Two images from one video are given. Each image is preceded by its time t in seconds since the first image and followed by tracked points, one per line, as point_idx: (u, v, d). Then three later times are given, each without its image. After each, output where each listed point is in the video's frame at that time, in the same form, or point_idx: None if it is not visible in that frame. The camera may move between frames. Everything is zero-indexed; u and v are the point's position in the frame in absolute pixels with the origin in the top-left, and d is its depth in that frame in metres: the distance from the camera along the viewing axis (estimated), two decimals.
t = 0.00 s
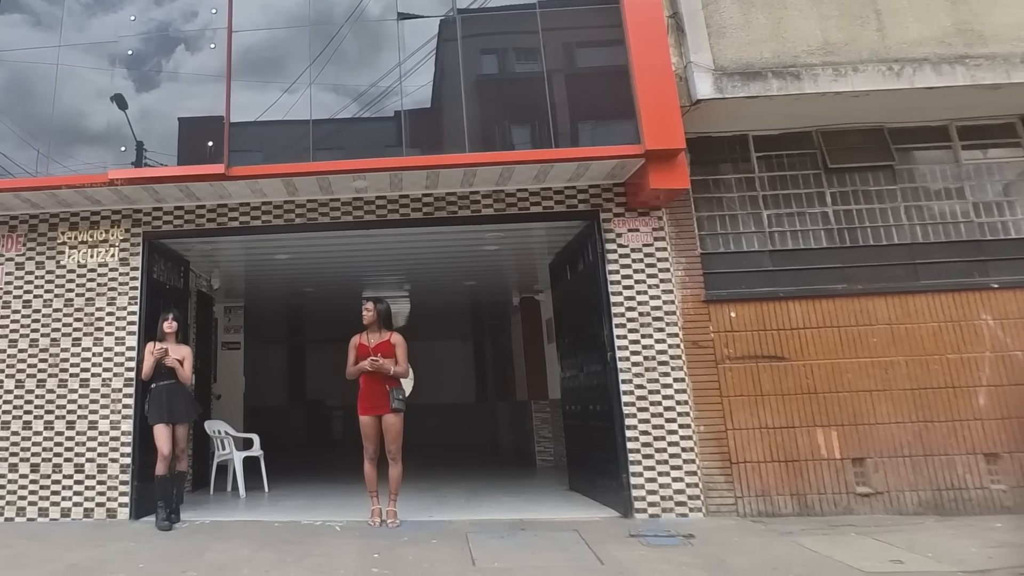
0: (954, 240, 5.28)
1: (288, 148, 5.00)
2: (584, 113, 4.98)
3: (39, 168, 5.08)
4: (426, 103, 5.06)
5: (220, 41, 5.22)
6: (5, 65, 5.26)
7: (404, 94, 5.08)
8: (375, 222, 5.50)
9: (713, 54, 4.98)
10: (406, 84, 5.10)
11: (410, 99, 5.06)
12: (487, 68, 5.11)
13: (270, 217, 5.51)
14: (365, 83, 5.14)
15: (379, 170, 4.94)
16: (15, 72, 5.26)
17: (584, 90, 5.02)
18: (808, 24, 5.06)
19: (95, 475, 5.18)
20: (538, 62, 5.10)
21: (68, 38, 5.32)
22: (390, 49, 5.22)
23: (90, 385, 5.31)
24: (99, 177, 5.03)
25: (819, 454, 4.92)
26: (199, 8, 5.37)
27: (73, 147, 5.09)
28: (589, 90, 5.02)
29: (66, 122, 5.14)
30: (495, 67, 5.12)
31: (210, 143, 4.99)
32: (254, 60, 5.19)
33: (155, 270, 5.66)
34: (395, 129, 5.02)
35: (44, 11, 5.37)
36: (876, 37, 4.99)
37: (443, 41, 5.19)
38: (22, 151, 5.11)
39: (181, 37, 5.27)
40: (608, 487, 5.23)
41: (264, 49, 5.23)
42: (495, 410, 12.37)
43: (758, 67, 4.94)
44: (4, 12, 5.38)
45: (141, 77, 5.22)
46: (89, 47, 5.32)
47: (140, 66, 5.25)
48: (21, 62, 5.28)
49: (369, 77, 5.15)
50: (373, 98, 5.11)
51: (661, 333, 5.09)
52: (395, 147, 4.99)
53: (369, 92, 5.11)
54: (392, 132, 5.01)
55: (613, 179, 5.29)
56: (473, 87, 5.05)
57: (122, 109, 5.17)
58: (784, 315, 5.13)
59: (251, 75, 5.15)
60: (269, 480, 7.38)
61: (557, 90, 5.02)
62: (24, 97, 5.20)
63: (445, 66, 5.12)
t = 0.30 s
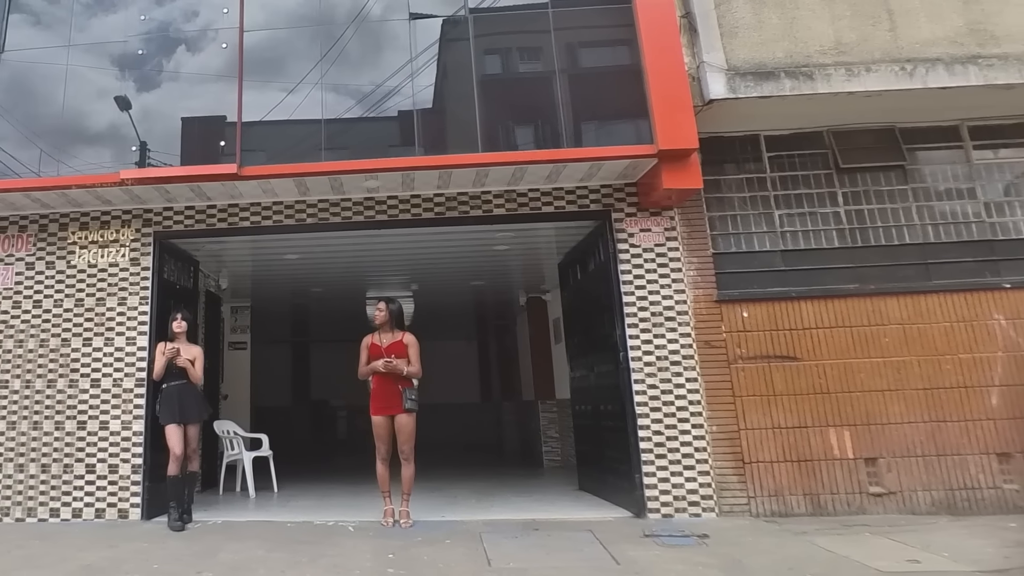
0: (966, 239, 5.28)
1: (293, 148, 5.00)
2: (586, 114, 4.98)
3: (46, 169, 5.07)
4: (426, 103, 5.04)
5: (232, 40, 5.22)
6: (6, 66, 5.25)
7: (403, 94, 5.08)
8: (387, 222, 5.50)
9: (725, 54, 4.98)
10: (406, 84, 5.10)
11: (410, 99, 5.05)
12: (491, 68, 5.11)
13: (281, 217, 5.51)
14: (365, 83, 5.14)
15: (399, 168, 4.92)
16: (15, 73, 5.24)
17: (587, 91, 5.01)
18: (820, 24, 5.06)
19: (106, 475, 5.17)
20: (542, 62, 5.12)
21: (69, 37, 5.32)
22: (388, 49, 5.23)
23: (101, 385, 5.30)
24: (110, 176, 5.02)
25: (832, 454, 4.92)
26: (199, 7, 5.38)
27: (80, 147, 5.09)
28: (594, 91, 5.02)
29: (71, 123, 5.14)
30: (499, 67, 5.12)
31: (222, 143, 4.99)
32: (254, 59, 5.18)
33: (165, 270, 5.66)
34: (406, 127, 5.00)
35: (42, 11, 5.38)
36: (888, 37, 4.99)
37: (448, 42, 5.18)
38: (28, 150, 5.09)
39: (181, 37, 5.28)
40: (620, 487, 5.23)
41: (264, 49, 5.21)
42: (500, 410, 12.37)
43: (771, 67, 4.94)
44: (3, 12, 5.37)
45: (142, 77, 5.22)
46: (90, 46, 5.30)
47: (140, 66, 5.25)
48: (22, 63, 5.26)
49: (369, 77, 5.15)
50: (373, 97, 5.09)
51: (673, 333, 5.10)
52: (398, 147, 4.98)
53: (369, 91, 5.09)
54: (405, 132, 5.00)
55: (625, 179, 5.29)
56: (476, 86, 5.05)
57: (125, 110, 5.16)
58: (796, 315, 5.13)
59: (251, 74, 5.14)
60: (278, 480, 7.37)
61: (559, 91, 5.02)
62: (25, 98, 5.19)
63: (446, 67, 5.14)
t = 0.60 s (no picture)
0: (978, 239, 5.28)
1: (298, 148, 4.99)
2: (588, 114, 4.98)
3: (54, 169, 5.06)
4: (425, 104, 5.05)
5: (243, 40, 5.21)
6: (8, 68, 5.28)
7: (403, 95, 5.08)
8: (398, 222, 5.49)
9: (738, 54, 4.98)
10: (406, 84, 5.10)
11: (408, 100, 5.06)
12: (494, 68, 5.10)
13: (292, 217, 5.50)
14: (366, 83, 5.14)
15: (415, 169, 4.92)
16: (14, 73, 5.27)
17: (588, 91, 5.01)
18: (833, 24, 5.06)
19: (118, 476, 5.16)
20: (545, 62, 5.11)
21: (71, 37, 5.32)
22: (389, 49, 5.23)
23: (112, 385, 5.29)
24: (122, 176, 5.00)
25: (845, 454, 4.92)
26: (200, 7, 5.38)
27: (87, 147, 5.08)
28: (598, 91, 5.02)
29: (75, 123, 5.14)
30: (503, 67, 5.10)
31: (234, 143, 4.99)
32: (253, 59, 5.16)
33: (175, 270, 5.65)
34: (417, 126, 5.00)
35: (43, 12, 5.39)
36: (900, 37, 4.99)
37: (452, 42, 5.19)
38: (33, 151, 5.09)
39: (181, 37, 5.27)
40: (632, 487, 5.22)
41: (265, 49, 5.21)
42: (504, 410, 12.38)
43: (784, 67, 4.94)
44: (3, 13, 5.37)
45: (142, 77, 5.21)
46: (91, 47, 5.29)
47: (141, 66, 5.23)
48: (21, 63, 5.29)
49: (370, 77, 5.15)
50: (374, 97, 5.09)
51: (686, 333, 5.10)
52: (401, 147, 4.98)
53: (369, 91, 5.09)
54: (418, 131, 4.99)
55: (637, 179, 5.29)
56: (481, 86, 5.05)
57: (128, 110, 5.16)
58: (809, 315, 5.13)
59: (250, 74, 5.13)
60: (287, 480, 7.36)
61: (560, 91, 5.02)
62: (27, 99, 5.20)
63: (450, 67, 5.14)
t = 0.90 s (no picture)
0: (989, 240, 5.29)
1: (304, 148, 4.98)
2: (588, 114, 4.98)
3: (63, 169, 5.05)
4: (426, 103, 5.05)
5: (255, 39, 5.23)
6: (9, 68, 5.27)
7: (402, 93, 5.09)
8: (409, 222, 5.49)
9: (751, 54, 4.98)
10: (408, 84, 5.10)
11: (409, 99, 5.06)
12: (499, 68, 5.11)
13: (304, 217, 5.49)
14: (365, 82, 5.14)
15: (422, 169, 4.92)
16: (17, 74, 5.26)
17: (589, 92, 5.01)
18: (845, 24, 5.06)
19: (129, 476, 5.15)
20: (548, 61, 5.12)
21: (70, 37, 5.32)
22: (390, 49, 5.22)
23: (123, 385, 5.28)
24: (133, 176, 4.98)
25: (858, 454, 4.92)
26: (201, 7, 5.39)
27: (96, 147, 5.07)
28: (603, 90, 5.02)
29: (82, 124, 5.13)
30: (507, 66, 5.11)
31: (246, 143, 4.98)
32: (252, 58, 5.18)
33: (186, 270, 5.65)
34: (428, 125, 4.99)
35: (45, 12, 5.40)
36: (913, 37, 5.00)
37: (460, 42, 5.18)
38: (39, 151, 5.08)
39: (180, 38, 5.28)
40: (644, 487, 5.22)
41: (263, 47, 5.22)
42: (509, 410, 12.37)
43: (797, 66, 4.94)
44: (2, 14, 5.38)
45: (140, 77, 5.21)
46: (91, 48, 5.29)
47: (139, 66, 5.23)
48: (22, 63, 5.27)
49: (369, 77, 5.15)
50: (373, 95, 5.09)
51: (698, 333, 5.10)
52: (404, 147, 4.97)
53: (368, 91, 5.10)
54: (430, 131, 4.98)
55: (649, 179, 5.29)
56: (484, 85, 5.06)
57: (132, 111, 5.14)
58: (821, 315, 5.13)
59: (250, 74, 5.15)
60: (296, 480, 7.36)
61: (562, 91, 5.02)
62: (29, 100, 5.18)
63: (452, 67, 5.13)
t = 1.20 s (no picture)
0: (1001, 239, 5.30)
1: (315, 148, 4.98)
2: (592, 114, 4.98)
3: (71, 169, 5.05)
4: (428, 102, 5.05)
5: (267, 39, 5.24)
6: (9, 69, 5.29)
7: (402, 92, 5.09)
8: (421, 222, 5.48)
9: (763, 54, 4.98)
10: (411, 84, 5.10)
11: (408, 98, 5.06)
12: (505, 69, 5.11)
13: (315, 217, 5.49)
14: (366, 82, 5.15)
15: (426, 170, 4.91)
16: (17, 75, 5.28)
17: (591, 92, 5.02)
18: (857, 24, 5.06)
19: (141, 476, 5.15)
20: (552, 61, 5.12)
21: (70, 37, 5.35)
22: (392, 49, 5.23)
23: (134, 385, 5.28)
24: (146, 176, 4.97)
25: (871, 454, 4.92)
26: (201, 6, 5.42)
27: (105, 147, 5.07)
28: (607, 91, 5.03)
29: (88, 124, 5.15)
30: (512, 67, 5.11)
31: (258, 143, 4.97)
32: (252, 58, 5.19)
33: (197, 270, 5.64)
34: (439, 125, 4.99)
35: (47, 13, 5.40)
36: (925, 37, 5.00)
37: (469, 41, 5.18)
38: (46, 151, 5.08)
39: (179, 38, 5.32)
40: (655, 487, 5.22)
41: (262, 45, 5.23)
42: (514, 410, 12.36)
43: (809, 66, 4.94)
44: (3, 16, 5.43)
45: (139, 77, 5.25)
46: (90, 48, 5.33)
47: (138, 66, 5.27)
48: (24, 64, 5.29)
49: (370, 77, 5.16)
50: (371, 94, 5.10)
51: (710, 333, 5.10)
52: (407, 147, 4.97)
53: (369, 91, 5.11)
54: (443, 131, 4.98)
55: (660, 179, 5.29)
56: (488, 85, 5.07)
57: (137, 110, 5.18)
58: (833, 315, 5.13)
59: (250, 74, 5.16)
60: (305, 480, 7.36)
61: (566, 90, 5.03)
62: (33, 101, 5.20)
63: (454, 67, 5.13)
